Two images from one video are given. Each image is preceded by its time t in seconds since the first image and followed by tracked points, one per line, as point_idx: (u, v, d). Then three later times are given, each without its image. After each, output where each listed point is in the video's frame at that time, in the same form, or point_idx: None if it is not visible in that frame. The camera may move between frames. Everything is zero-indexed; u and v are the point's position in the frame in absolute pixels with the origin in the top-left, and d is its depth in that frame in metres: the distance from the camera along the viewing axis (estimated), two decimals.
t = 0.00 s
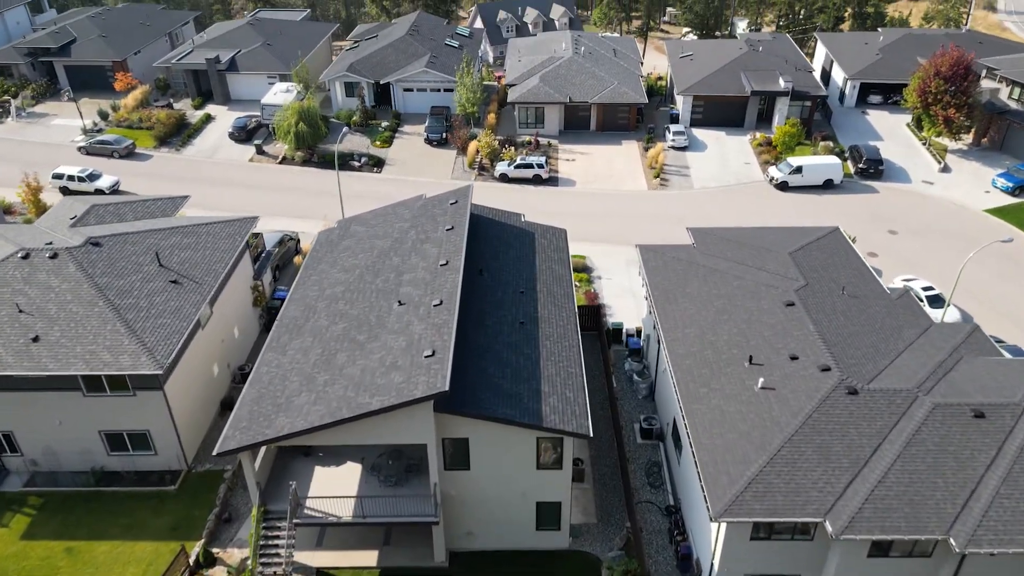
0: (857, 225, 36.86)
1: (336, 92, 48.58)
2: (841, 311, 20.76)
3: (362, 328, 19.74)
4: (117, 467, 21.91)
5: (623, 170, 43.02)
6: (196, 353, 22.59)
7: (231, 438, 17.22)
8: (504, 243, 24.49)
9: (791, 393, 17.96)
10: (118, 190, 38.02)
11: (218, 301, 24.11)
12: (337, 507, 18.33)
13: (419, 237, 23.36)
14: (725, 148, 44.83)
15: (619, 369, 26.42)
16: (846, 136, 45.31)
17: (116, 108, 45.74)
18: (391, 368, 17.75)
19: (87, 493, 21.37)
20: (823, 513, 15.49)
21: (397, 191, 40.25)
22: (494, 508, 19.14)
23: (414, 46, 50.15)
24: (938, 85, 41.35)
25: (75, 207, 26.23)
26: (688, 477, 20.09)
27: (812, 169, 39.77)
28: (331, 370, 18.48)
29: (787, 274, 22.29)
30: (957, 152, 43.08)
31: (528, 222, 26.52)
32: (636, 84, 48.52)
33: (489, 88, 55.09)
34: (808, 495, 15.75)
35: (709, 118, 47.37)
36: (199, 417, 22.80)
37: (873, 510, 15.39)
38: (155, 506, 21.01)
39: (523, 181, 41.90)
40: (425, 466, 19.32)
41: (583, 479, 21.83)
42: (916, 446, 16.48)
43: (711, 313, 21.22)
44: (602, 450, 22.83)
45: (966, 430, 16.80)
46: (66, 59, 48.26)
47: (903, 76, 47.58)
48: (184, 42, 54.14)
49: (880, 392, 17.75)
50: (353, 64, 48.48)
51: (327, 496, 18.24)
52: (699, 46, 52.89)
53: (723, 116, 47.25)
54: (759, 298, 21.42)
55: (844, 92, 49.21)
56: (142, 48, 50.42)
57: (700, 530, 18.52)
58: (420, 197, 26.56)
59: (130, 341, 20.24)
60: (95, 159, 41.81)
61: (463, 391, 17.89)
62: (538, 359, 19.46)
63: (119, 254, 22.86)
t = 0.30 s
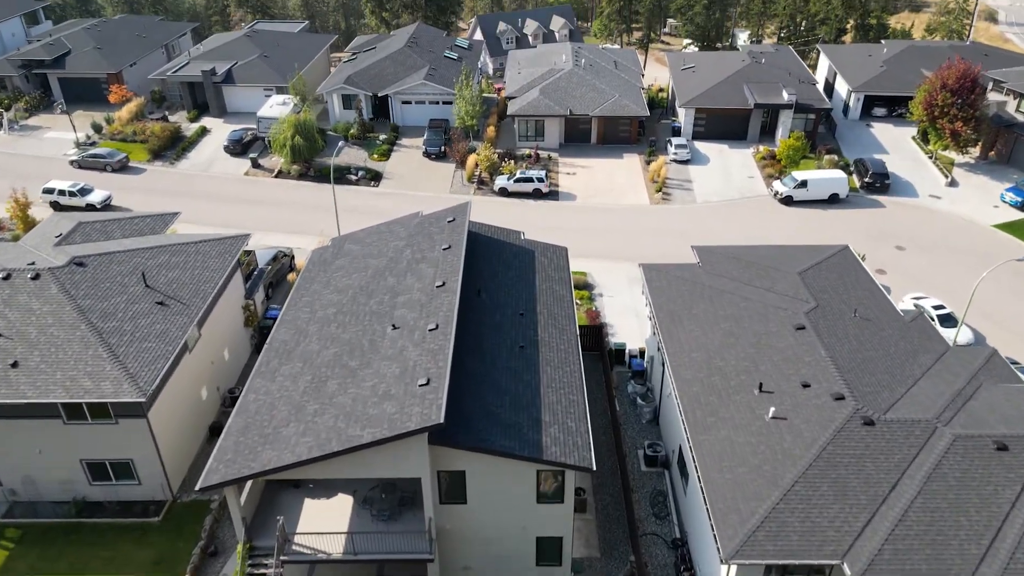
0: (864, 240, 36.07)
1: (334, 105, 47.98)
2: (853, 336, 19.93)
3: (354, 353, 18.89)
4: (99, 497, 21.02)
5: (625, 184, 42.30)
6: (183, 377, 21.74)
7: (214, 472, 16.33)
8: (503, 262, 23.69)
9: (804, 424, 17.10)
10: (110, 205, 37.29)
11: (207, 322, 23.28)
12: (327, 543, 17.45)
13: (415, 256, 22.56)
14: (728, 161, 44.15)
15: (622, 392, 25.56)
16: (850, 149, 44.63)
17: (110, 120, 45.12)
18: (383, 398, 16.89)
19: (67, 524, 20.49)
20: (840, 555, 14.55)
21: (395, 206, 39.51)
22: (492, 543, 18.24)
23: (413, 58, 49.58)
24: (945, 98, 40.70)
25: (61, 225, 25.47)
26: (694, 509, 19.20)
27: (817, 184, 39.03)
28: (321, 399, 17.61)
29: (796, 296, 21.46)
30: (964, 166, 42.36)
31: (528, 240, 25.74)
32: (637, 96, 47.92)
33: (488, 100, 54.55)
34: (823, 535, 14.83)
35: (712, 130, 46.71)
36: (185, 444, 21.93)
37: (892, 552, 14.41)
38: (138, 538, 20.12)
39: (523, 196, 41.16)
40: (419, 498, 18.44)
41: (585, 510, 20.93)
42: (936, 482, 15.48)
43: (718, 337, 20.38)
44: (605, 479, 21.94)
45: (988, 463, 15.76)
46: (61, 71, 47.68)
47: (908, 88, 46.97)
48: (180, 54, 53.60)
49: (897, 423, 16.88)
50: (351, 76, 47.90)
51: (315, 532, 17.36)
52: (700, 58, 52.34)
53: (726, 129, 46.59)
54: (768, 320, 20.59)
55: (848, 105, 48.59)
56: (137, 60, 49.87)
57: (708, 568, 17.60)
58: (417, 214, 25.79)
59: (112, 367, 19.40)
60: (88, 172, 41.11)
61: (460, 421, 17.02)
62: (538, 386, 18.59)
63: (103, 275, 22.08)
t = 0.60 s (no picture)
0: (871, 258, 35.27)
1: (331, 118, 47.36)
2: (867, 364, 19.10)
3: (345, 381, 18.05)
4: (79, 530, 20.11)
5: (626, 199, 41.58)
6: (169, 403, 20.89)
7: (196, 510, 15.44)
8: (502, 283, 22.88)
9: (818, 458, 16.25)
10: (101, 221, 36.54)
11: (195, 345, 22.46)
12: None
13: (410, 277, 21.76)
14: (731, 176, 43.45)
15: (624, 417, 24.69)
16: (855, 163, 43.95)
17: (104, 134, 44.46)
18: (375, 431, 16.04)
19: (46, 559, 19.57)
20: None
21: (392, 221, 38.78)
22: None
23: (411, 71, 49.03)
24: (952, 112, 40.04)
25: (47, 243, 24.69)
26: (702, 545, 18.31)
27: (822, 199, 38.29)
28: (310, 431, 16.76)
29: (806, 319, 20.65)
30: (970, 181, 41.67)
31: (528, 259, 24.96)
32: (639, 109, 47.32)
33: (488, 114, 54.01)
34: None
35: (714, 144, 46.04)
36: (171, 473, 21.04)
37: None
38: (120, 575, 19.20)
39: (523, 211, 40.42)
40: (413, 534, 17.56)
41: (587, 544, 20.02)
42: (959, 521, 14.51)
43: (726, 363, 19.54)
44: (608, 510, 21.04)
45: (1014, 501, 14.85)
46: (54, 84, 47.08)
47: (913, 102, 46.37)
48: (177, 67, 53.10)
49: (916, 458, 16.04)
50: (348, 89, 47.31)
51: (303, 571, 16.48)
52: (702, 71, 51.81)
53: (729, 143, 45.93)
54: (777, 346, 19.77)
55: (852, 118, 47.98)
56: (133, 73, 49.30)
57: None
58: (413, 233, 25.02)
59: (93, 395, 18.56)
60: (80, 187, 40.39)
61: (456, 456, 16.16)
62: (538, 416, 17.73)
63: (87, 297, 21.30)
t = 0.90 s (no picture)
0: (879, 276, 34.51)
1: (328, 132, 46.75)
2: (882, 394, 18.28)
3: (336, 413, 17.23)
4: (58, 566, 19.21)
5: (627, 214, 40.86)
6: (154, 432, 20.07)
7: (175, 553, 14.56)
8: (501, 305, 22.07)
9: (833, 497, 15.39)
10: (92, 238, 35.81)
11: (182, 371, 21.67)
12: None
13: (406, 300, 20.97)
14: (734, 191, 42.76)
15: (627, 443, 23.84)
16: (860, 178, 43.30)
17: (97, 149, 43.86)
18: (367, 469, 15.19)
19: None
20: None
21: (390, 238, 38.07)
22: None
23: (409, 84, 48.48)
24: (959, 126, 39.39)
25: (31, 264, 23.95)
26: None
27: (827, 216, 37.56)
28: (297, 467, 15.92)
29: (817, 345, 19.84)
30: (978, 196, 40.97)
31: (527, 280, 24.16)
32: (640, 124, 46.73)
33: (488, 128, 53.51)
34: None
35: (716, 158, 45.41)
36: (155, 505, 20.17)
37: None
38: None
39: (522, 227, 39.70)
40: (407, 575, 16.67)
41: None
42: (986, 566, 13.62)
43: (734, 392, 18.72)
44: (611, 544, 20.15)
45: None
46: (48, 98, 46.52)
47: (918, 116, 45.77)
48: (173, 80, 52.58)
49: (937, 496, 15.17)
50: (346, 103, 46.74)
51: None
52: (703, 84, 51.27)
53: (732, 157, 45.28)
54: (788, 374, 18.94)
55: (856, 132, 47.38)
56: (128, 86, 48.79)
57: None
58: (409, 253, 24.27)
59: (73, 427, 17.75)
60: (72, 203, 39.71)
61: (452, 494, 15.32)
62: (538, 450, 16.89)
63: (69, 321, 20.53)
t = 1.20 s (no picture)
0: (887, 298, 33.63)
1: (325, 150, 46.07)
2: (899, 432, 17.35)
3: (324, 453, 16.28)
4: None
5: (629, 234, 40.05)
6: (134, 469, 19.07)
7: None
8: (499, 334, 21.16)
9: (853, 546, 14.39)
10: (81, 258, 34.96)
11: (166, 403, 20.73)
12: None
13: (399, 330, 20.05)
14: (737, 210, 41.99)
15: (631, 477, 22.83)
16: (865, 197, 42.55)
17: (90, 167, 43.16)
18: (355, 517, 14.22)
19: None
20: None
21: (386, 258, 37.22)
22: None
23: (408, 101, 47.88)
24: (966, 145, 38.67)
25: (11, 291, 23.08)
26: None
27: (834, 236, 36.72)
28: (281, 513, 14.93)
29: (830, 378, 18.91)
30: (986, 215, 40.19)
31: (527, 307, 23.25)
32: (641, 141, 46.07)
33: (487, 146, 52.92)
34: None
35: (719, 176, 44.66)
36: (134, 546, 19.12)
37: None
38: None
39: (522, 246, 38.84)
40: None
41: None
42: None
43: (744, 429, 17.77)
44: None
45: None
46: (41, 115, 45.87)
47: (923, 134, 45.10)
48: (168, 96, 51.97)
49: (963, 546, 14.19)
50: (343, 120, 46.08)
51: None
52: (705, 101, 50.70)
53: (735, 175, 44.55)
54: (800, 409, 18.01)
55: (860, 150, 46.71)
56: (122, 103, 48.15)
57: None
58: (404, 278, 23.40)
59: (47, 467, 16.79)
60: (62, 222, 38.91)
61: (445, 543, 14.33)
62: (538, 492, 15.90)
63: (47, 352, 19.64)
